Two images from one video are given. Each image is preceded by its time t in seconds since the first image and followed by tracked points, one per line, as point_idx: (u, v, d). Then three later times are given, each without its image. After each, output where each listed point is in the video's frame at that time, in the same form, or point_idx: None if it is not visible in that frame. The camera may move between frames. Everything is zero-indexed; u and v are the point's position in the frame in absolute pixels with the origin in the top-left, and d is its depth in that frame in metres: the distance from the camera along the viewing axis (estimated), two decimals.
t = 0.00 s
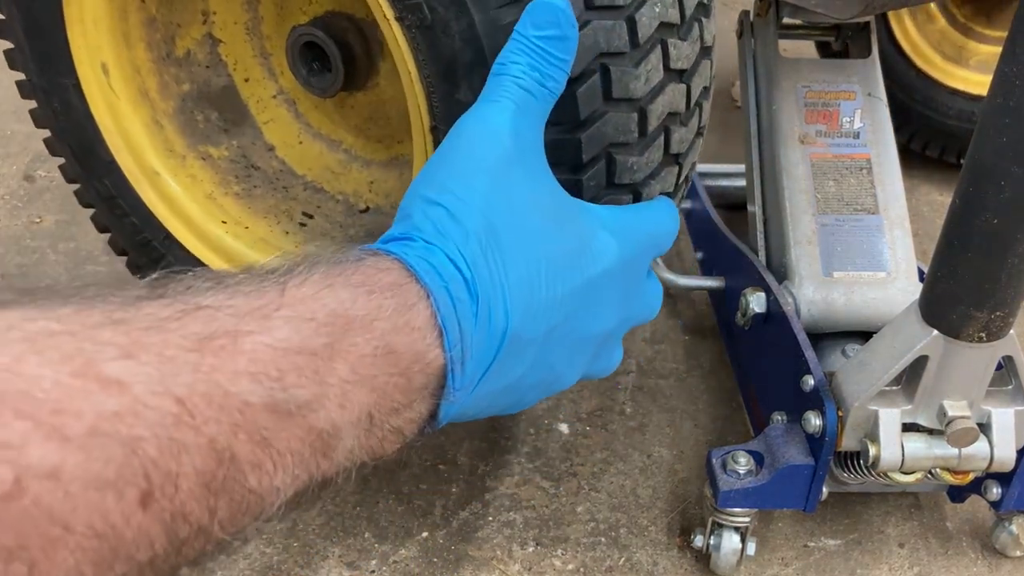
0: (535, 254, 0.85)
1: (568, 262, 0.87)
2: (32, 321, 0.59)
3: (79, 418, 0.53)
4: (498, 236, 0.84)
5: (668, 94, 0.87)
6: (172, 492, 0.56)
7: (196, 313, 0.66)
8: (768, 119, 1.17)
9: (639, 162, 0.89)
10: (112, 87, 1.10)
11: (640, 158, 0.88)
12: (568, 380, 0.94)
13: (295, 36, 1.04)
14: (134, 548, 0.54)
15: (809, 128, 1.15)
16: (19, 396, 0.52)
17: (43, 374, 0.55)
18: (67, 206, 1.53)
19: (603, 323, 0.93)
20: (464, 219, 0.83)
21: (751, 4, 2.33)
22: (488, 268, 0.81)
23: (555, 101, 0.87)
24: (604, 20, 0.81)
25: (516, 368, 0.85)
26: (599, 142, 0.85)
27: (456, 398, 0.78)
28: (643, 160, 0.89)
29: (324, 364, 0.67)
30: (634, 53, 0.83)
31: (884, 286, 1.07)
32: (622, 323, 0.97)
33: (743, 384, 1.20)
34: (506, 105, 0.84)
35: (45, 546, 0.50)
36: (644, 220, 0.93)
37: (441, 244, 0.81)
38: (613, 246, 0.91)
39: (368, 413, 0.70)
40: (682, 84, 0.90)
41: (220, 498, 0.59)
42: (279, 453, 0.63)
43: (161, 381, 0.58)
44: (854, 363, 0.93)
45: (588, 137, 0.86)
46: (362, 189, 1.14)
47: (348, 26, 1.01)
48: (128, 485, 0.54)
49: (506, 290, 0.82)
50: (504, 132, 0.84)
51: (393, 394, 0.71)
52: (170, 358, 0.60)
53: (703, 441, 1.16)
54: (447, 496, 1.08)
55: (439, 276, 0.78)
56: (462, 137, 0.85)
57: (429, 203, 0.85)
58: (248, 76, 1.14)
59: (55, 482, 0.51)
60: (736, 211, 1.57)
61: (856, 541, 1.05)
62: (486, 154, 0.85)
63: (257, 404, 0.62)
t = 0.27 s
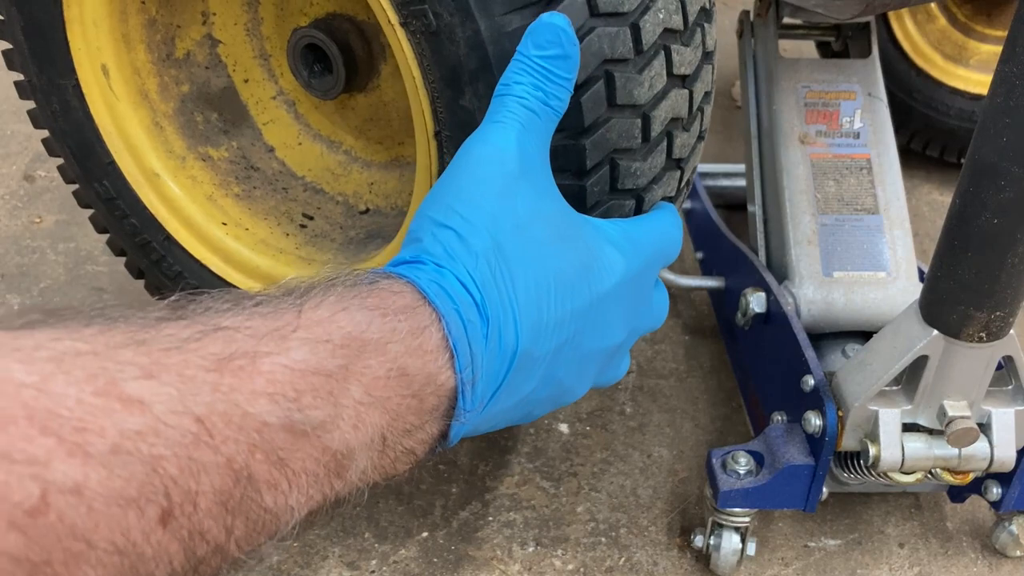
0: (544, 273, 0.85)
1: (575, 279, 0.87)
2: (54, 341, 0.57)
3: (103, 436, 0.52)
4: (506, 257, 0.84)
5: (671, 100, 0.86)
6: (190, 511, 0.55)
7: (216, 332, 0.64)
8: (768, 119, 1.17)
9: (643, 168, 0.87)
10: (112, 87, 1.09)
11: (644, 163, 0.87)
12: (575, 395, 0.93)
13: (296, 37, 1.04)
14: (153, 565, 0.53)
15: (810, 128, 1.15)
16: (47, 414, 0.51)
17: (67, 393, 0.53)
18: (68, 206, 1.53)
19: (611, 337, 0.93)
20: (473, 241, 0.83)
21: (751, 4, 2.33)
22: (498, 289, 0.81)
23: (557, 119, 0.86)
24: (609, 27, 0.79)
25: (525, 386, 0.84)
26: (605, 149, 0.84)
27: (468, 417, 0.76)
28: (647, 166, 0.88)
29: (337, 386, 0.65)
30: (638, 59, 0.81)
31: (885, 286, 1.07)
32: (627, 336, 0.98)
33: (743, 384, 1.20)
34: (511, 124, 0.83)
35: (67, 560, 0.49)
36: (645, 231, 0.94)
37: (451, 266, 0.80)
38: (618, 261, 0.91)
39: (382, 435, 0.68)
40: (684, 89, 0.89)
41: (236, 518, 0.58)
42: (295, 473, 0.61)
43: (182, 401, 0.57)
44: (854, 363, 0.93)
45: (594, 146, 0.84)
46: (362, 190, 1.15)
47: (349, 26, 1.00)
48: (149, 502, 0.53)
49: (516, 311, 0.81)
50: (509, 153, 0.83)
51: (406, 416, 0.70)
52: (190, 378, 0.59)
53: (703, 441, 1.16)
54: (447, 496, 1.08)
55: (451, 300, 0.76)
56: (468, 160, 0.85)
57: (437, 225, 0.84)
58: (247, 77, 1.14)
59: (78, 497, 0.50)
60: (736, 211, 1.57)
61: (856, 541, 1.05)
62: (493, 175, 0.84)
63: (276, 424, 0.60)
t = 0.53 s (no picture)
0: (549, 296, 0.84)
1: (580, 300, 0.87)
2: (82, 350, 0.58)
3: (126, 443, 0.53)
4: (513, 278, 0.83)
5: (673, 125, 0.87)
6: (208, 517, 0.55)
7: (234, 348, 0.64)
8: (768, 119, 1.17)
9: (643, 191, 0.88)
10: (110, 81, 1.09)
11: (644, 186, 0.88)
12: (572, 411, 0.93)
13: (298, 37, 1.05)
14: (173, 569, 0.53)
15: (810, 128, 1.15)
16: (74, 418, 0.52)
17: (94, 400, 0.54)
18: (68, 206, 1.53)
19: (612, 355, 0.93)
20: (480, 262, 0.81)
21: (751, 4, 2.33)
22: (506, 314, 0.80)
23: (567, 143, 0.85)
24: (620, 55, 0.79)
25: (525, 406, 0.84)
26: (608, 173, 0.84)
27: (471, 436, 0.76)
28: (647, 187, 0.89)
29: (350, 404, 0.65)
30: (644, 84, 0.82)
31: (885, 286, 1.07)
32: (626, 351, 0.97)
33: (743, 384, 1.20)
34: (521, 148, 0.82)
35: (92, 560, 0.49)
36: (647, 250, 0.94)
37: (459, 288, 0.79)
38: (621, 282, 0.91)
39: (388, 454, 0.67)
40: (686, 113, 0.89)
41: (250, 527, 0.58)
42: (307, 486, 0.61)
43: (202, 412, 0.57)
44: (855, 363, 0.93)
45: (598, 170, 0.84)
46: (356, 189, 1.15)
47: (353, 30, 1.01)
48: (170, 508, 0.53)
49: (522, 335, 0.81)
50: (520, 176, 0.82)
51: (411, 435, 0.69)
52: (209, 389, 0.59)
53: (704, 442, 1.16)
54: (447, 496, 1.08)
55: (459, 322, 0.76)
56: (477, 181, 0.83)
57: (444, 246, 0.82)
58: (243, 71, 1.14)
59: (104, 500, 0.50)
60: (736, 210, 1.57)
61: (856, 541, 1.05)
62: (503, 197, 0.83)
63: (290, 438, 0.60)
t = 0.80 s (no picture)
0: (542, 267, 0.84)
1: (575, 272, 0.86)
2: (54, 340, 0.59)
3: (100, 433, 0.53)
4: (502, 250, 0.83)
5: (670, 94, 0.85)
6: (189, 508, 0.56)
7: (210, 331, 0.65)
8: (768, 119, 1.17)
9: (643, 162, 0.86)
10: (110, 89, 1.10)
11: (644, 157, 0.86)
12: (579, 385, 0.93)
13: (295, 37, 1.05)
14: (154, 562, 0.54)
15: (810, 128, 1.15)
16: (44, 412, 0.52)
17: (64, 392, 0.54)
18: (68, 206, 1.53)
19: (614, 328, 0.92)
20: (468, 234, 0.82)
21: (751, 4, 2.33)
22: (494, 286, 0.80)
23: (556, 114, 0.84)
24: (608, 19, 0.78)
25: (525, 377, 0.85)
26: (604, 142, 0.82)
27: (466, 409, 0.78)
28: (647, 159, 0.87)
29: (335, 380, 0.67)
30: (637, 51, 0.80)
31: (885, 286, 1.07)
32: (632, 327, 0.97)
33: (743, 384, 1.20)
34: (506, 120, 0.82)
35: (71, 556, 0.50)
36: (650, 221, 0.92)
37: (445, 261, 0.80)
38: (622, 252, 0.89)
39: (381, 430, 0.70)
40: (683, 83, 0.87)
41: (237, 515, 0.59)
42: (294, 468, 0.63)
43: (178, 399, 0.58)
44: (854, 363, 0.93)
45: (593, 139, 0.83)
46: (361, 191, 1.14)
47: (349, 26, 1.01)
48: (149, 499, 0.54)
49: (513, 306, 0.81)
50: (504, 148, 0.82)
51: (404, 410, 0.71)
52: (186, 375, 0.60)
53: (704, 441, 1.16)
54: (446, 496, 1.08)
55: (444, 291, 0.77)
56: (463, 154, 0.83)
57: (432, 219, 0.84)
58: (244, 79, 1.14)
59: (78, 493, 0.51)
60: (735, 211, 1.57)
61: (856, 541, 1.05)
62: (489, 170, 0.83)
63: (272, 421, 0.61)
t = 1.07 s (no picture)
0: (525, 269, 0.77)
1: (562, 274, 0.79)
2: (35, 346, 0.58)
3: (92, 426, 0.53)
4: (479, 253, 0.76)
5: (651, 85, 0.81)
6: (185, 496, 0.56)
7: (161, 355, 0.58)
8: (768, 119, 1.17)
9: (627, 156, 0.81)
10: (84, 108, 1.05)
11: (627, 151, 0.81)
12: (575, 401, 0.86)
13: (271, 48, 1.00)
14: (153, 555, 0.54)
15: (810, 128, 1.15)
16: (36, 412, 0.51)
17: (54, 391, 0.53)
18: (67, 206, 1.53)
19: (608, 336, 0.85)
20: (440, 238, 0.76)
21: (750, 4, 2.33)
22: (469, 290, 0.74)
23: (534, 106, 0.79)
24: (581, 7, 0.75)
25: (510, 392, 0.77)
26: (582, 135, 0.78)
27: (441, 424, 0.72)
28: (632, 153, 0.81)
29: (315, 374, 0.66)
30: (612, 39, 0.77)
31: (885, 286, 1.07)
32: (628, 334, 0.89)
33: (743, 384, 1.20)
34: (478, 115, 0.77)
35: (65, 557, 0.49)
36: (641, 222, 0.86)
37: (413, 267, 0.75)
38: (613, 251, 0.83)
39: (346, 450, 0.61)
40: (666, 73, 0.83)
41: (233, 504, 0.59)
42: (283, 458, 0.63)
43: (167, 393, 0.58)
44: (854, 363, 0.93)
45: (572, 132, 0.78)
46: (346, 208, 1.07)
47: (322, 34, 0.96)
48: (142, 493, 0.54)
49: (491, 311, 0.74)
50: (478, 144, 0.77)
51: (372, 427, 0.63)
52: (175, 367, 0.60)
53: (703, 441, 1.16)
54: (446, 496, 1.08)
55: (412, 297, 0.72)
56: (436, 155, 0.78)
57: (401, 224, 0.78)
58: (225, 96, 1.09)
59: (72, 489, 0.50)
60: (735, 211, 1.57)
61: (856, 541, 1.05)
62: (462, 171, 0.78)
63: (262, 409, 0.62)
